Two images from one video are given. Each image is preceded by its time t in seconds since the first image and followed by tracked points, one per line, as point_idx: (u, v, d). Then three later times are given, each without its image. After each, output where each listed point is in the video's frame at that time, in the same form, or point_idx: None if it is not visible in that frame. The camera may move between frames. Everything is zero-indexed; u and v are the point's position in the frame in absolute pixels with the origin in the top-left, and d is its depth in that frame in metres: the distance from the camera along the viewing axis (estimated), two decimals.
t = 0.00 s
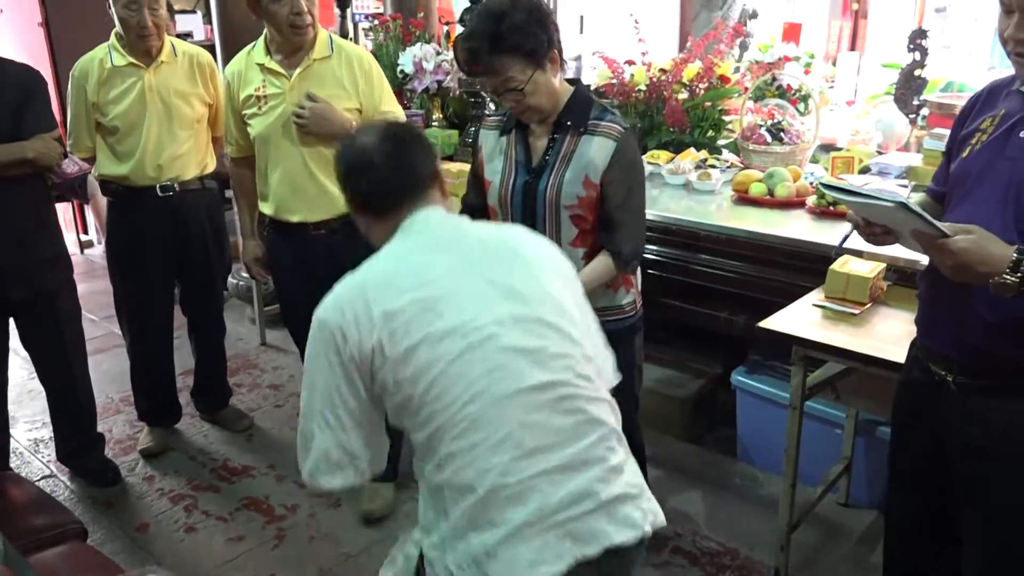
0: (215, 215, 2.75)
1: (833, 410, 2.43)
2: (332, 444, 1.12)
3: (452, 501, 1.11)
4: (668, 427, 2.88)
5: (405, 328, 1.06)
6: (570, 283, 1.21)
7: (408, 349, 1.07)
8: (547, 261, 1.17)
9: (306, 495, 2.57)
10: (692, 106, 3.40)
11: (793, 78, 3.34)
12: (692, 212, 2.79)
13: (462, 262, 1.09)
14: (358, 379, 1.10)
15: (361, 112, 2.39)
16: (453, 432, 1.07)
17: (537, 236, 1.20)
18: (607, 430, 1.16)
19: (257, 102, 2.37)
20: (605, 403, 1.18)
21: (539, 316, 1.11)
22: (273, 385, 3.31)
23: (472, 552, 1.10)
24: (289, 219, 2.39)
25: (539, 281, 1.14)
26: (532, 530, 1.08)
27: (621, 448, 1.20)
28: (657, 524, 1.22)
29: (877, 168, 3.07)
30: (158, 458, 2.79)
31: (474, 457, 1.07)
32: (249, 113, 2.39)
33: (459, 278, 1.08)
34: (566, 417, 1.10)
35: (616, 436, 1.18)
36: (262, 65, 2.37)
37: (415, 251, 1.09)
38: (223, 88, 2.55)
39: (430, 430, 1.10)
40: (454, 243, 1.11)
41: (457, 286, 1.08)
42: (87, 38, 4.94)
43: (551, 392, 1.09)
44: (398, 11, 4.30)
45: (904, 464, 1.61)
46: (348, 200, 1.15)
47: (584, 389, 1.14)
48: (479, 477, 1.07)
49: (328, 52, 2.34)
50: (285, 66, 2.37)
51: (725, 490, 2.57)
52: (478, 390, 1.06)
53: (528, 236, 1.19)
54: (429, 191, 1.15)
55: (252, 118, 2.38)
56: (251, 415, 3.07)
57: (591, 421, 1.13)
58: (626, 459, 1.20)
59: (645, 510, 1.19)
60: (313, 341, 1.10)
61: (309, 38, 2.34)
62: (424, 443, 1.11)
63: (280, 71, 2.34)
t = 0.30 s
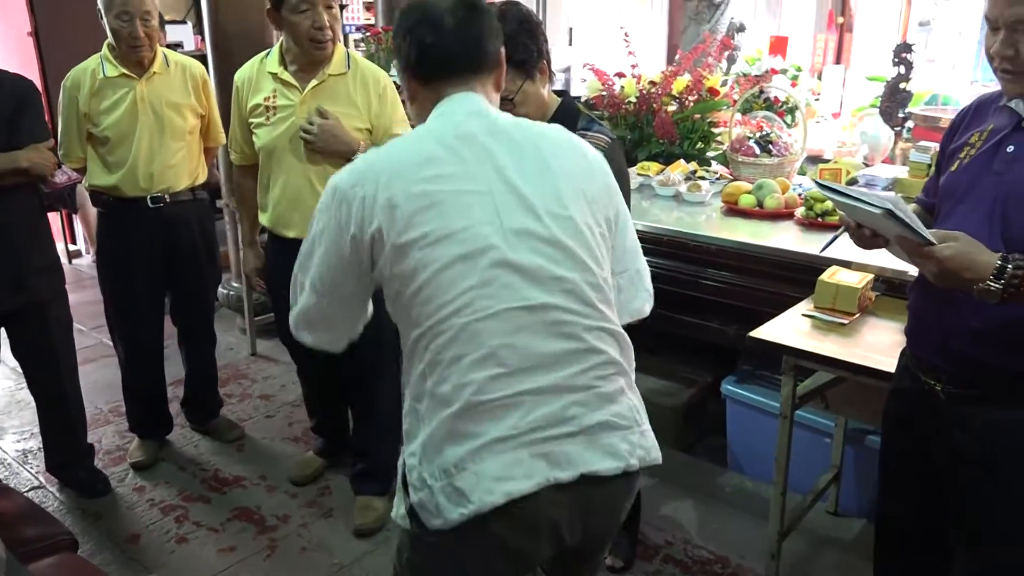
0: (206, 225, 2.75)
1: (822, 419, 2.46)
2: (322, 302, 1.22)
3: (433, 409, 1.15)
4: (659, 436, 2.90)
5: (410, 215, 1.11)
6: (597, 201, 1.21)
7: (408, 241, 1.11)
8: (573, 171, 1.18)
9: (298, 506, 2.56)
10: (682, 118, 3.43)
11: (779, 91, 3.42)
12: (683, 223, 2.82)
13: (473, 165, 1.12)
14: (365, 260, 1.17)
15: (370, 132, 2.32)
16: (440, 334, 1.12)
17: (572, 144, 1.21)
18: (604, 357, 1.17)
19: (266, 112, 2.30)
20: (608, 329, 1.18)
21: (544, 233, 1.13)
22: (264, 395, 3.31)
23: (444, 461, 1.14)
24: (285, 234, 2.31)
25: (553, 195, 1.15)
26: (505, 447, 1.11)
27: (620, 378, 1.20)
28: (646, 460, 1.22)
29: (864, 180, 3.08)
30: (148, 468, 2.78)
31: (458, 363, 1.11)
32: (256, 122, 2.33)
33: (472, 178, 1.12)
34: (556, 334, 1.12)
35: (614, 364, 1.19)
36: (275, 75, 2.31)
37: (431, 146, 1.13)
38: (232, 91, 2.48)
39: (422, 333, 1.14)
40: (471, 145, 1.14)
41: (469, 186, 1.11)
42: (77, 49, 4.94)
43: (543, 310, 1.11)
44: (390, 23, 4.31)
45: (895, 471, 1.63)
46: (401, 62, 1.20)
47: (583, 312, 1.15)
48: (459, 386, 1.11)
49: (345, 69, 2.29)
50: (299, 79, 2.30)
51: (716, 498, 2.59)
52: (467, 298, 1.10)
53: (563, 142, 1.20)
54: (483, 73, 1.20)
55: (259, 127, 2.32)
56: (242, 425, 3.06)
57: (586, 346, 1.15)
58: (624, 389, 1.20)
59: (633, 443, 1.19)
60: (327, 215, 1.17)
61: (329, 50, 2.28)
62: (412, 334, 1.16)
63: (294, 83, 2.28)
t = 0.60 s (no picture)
0: (195, 225, 2.74)
1: (811, 413, 2.48)
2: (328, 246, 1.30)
3: (402, 376, 1.17)
4: (650, 432, 2.91)
5: (393, 178, 1.13)
6: (588, 186, 1.19)
7: (388, 205, 1.14)
8: (563, 152, 1.17)
9: (290, 505, 2.56)
10: (670, 115, 3.44)
11: (767, 88, 3.44)
12: (672, 220, 2.83)
13: (457, 139, 1.13)
14: (359, 220, 1.22)
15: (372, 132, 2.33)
16: (410, 303, 1.14)
17: (569, 125, 1.20)
18: (576, 342, 1.15)
19: (267, 111, 2.28)
20: (585, 315, 1.17)
21: (521, 212, 1.12)
22: (255, 395, 3.30)
23: (405, 430, 1.16)
24: (283, 237, 2.29)
25: (535, 175, 1.14)
26: (463, 423, 1.12)
27: (596, 365, 1.18)
28: (616, 452, 1.19)
29: (852, 175, 3.10)
30: (139, 470, 2.77)
31: (425, 334, 1.13)
32: (256, 122, 2.30)
33: (456, 149, 1.13)
34: (522, 313, 1.12)
35: (589, 351, 1.17)
36: (277, 73, 2.28)
37: (421, 116, 1.15)
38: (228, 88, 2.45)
39: (396, 301, 1.16)
40: (459, 119, 1.15)
41: (452, 155, 1.12)
42: (62, 49, 4.90)
43: (511, 289, 1.11)
44: (377, 21, 4.31)
45: (885, 463, 1.64)
46: (419, 31, 1.22)
47: (555, 295, 1.14)
48: (424, 356, 1.13)
49: (349, 69, 2.28)
50: (301, 78, 2.28)
51: (707, 493, 2.60)
52: (436, 270, 1.11)
53: (559, 122, 1.19)
54: (498, 49, 1.22)
55: (260, 127, 2.30)
56: (233, 425, 3.06)
57: (557, 328, 1.14)
58: (599, 376, 1.18)
59: (601, 432, 1.17)
60: (331, 173, 1.24)
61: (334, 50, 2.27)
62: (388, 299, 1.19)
63: (298, 83, 2.26)
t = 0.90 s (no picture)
0: (194, 226, 2.75)
1: (807, 416, 2.49)
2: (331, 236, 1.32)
3: (380, 365, 1.19)
4: (647, 434, 2.92)
5: (379, 169, 1.15)
6: (574, 187, 1.18)
7: (374, 196, 1.16)
8: (549, 151, 1.16)
9: (288, 506, 2.57)
10: (668, 118, 3.44)
11: (764, 92, 3.45)
12: (670, 223, 2.84)
13: (442, 134, 1.14)
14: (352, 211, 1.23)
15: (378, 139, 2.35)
16: (389, 294, 1.16)
17: (560, 125, 1.19)
18: (553, 342, 1.15)
19: (272, 114, 2.29)
20: (563, 315, 1.16)
21: (500, 209, 1.12)
22: (253, 396, 3.30)
23: (380, 419, 1.18)
24: (285, 240, 2.30)
25: (518, 174, 1.13)
26: (434, 415, 1.13)
27: (574, 366, 1.18)
28: (589, 453, 1.19)
29: (849, 179, 3.12)
30: (137, 469, 2.77)
31: (400, 326, 1.15)
32: (261, 124, 2.31)
33: (442, 144, 1.13)
34: (497, 311, 1.12)
35: (567, 351, 1.16)
36: (283, 76, 2.28)
37: (412, 111, 1.16)
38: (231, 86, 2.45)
39: (378, 292, 1.18)
40: (448, 116, 1.15)
41: (437, 150, 1.13)
42: (60, 50, 4.91)
43: (486, 286, 1.11)
44: (376, 23, 4.32)
45: (881, 465, 1.65)
46: (427, 27, 1.24)
47: (533, 294, 1.14)
48: (399, 347, 1.15)
49: (356, 74, 2.29)
50: (308, 82, 2.28)
51: (704, 495, 2.61)
52: (414, 264, 1.12)
53: (550, 121, 1.18)
54: (499, 49, 1.23)
55: (265, 129, 2.30)
56: (231, 426, 3.06)
57: (533, 327, 1.13)
58: (577, 377, 1.18)
59: (575, 433, 1.17)
60: (330, 164, 1.26)
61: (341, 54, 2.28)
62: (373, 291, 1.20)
63: (304, 87, 2.26)
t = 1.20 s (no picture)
0: (204, 224, 2.76)
1: (817, 415, 2.48)
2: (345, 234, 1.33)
3: (394, 361, 1.19)
4: (657, 433, 2.92)
5: (395, 166, 1.15)
6: (590, 185, 1.18)
7: (389, 193, 1.16)
8: (565, 149, 1.16)
9: (298, 503, 2.58)
10: (677, 117, 3.44)
11: (774, 91, 3.44)
12: (679, 221, 2.84)
13: (458, 131, 1.14)
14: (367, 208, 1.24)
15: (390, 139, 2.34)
16: (404, 291, 1.16)
17: (576, 122, 1.19)
18: (567, 339, 1.15)
19: (284, 111, 2.29)
20: (577, 313, 1.16)
21: (515, 206, 1.12)
22: (263, 394, 3.32)
23: (395, 414, 1.19)
24: (295, 238, 2.31)
25: (534, 171, 1.14)
26: (449, 411, 1.14)
27: (588, 363, 1.18)
28: (602, 451, 1.19)
29: (859, 178, 3.12)
30: (148, 467, 2.79)
31: (415, 322, 1.16)
32: (271, 121, 2.32)
33: (458, 141, 1.14)
34: (512, 308, 1.12)
35: (582, 349, 1.17)
36: (294, 73, 2.29)
37: (427, 107, 1.17)
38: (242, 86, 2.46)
39: (393, 289, 1.19)
40: (464, 112, 1.16)
41: (453, 147, 1.13)
42: (71, 51, 4.93)
43: (502, 284, 1.12)
44: (385, 23, 4.33)
45: (892, 465, 1.65)
46: (444, 25, 1.25)
47: (547, 292, 1.14)
48: (414, 344, 1.15)
49: (368, 72, 2.30)
50: (319, 79, 2.29)
51: (713, 494, 2.61)
52: (429, 261, 1.12)
53: (566, 118, 1.19)
54: (515, 45, 1.23)
55: (275, 127, 2.31)
56: (241, 424, 3.07)
57: (547, 325, 1.14)
58: (591, 375, 1.18)
59: (588, 430, 1.17)
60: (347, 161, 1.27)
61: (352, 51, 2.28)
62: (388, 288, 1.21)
63: (315, 86, 2.27)
